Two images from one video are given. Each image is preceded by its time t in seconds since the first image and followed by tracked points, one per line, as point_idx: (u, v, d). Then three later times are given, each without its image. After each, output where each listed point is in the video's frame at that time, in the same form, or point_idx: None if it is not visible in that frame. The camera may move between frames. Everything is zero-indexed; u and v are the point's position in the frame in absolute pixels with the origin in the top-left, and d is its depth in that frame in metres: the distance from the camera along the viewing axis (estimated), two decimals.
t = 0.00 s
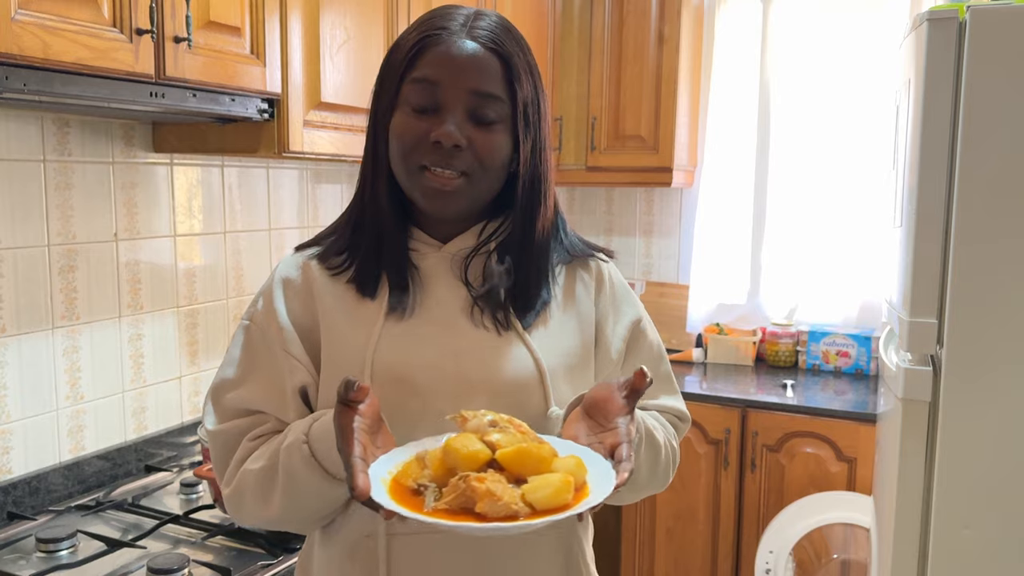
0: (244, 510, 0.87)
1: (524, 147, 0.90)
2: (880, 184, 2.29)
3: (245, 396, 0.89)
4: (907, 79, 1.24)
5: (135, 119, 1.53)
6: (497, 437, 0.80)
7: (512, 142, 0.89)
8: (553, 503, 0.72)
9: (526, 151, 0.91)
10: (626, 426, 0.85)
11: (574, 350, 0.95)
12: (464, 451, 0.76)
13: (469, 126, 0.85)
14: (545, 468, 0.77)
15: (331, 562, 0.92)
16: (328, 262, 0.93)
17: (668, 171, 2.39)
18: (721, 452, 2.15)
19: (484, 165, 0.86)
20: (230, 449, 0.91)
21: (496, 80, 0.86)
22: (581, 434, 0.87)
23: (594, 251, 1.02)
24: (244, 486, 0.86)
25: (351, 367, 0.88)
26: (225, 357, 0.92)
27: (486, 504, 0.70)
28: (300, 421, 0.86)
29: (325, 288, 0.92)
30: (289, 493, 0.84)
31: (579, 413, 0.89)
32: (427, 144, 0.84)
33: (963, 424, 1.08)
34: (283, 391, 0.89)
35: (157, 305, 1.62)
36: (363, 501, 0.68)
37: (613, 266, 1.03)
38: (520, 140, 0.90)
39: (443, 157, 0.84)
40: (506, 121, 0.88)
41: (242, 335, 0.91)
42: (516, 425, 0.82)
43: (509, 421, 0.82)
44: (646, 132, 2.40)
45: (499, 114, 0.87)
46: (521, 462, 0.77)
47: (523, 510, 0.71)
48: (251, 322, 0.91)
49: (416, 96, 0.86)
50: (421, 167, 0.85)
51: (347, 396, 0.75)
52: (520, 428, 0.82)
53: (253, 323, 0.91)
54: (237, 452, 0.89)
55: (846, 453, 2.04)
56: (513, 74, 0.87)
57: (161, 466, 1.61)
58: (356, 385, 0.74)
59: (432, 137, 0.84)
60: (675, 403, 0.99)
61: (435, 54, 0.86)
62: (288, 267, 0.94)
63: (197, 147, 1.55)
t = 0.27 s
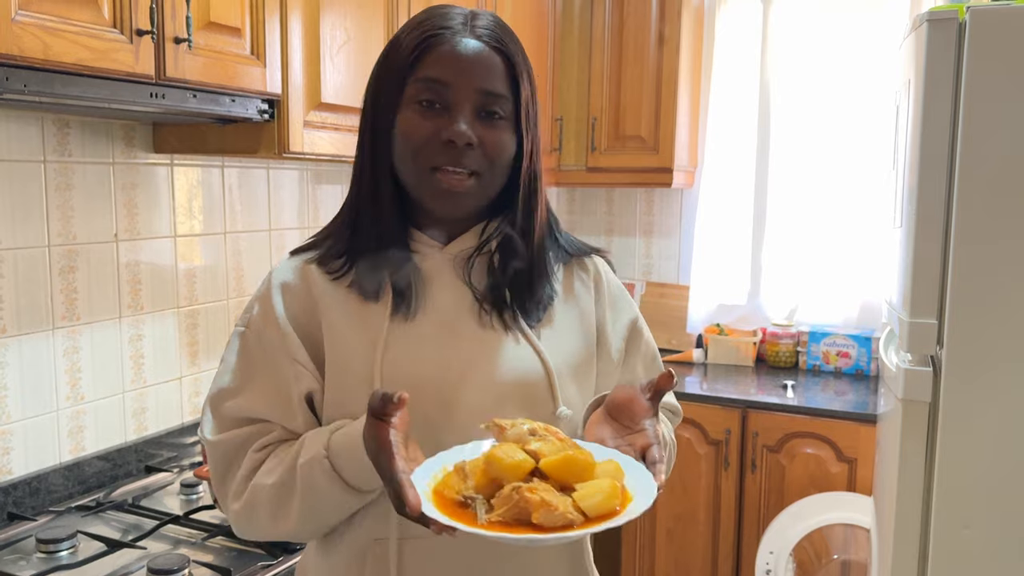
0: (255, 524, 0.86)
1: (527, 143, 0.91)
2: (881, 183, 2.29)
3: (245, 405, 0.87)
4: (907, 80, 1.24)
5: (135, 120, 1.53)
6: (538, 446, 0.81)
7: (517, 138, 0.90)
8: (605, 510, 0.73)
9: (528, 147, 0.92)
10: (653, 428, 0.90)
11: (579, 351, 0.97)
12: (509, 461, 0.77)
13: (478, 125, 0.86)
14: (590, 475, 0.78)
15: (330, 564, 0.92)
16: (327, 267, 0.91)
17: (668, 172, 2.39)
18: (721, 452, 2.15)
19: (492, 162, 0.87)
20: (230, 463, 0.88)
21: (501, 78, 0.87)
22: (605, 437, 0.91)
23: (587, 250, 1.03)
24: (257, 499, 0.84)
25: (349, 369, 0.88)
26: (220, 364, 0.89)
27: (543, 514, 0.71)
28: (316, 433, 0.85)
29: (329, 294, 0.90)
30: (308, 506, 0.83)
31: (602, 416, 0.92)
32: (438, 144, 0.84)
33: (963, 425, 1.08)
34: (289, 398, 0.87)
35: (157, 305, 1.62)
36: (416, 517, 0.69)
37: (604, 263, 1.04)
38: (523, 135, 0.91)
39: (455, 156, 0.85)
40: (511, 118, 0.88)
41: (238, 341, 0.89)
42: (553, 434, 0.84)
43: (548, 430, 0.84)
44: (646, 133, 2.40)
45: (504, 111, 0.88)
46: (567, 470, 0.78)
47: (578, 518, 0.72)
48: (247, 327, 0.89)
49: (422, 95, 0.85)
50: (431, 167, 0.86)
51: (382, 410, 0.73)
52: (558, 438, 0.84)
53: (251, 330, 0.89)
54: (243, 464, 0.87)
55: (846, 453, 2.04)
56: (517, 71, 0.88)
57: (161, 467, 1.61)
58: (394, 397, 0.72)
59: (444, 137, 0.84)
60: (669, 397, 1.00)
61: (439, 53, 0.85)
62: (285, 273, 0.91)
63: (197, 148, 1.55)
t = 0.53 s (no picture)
0: (261, 532, 0.85)
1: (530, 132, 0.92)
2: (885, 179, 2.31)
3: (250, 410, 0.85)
4: (908, 81, 1.24)
5: (136, 121, 1.53)
6: (562, 458, 0.83)
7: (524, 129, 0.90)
8: (634, 522, 0.76)
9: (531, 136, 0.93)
10: (668, 437, 0.94)
11: (585, 354, 0.99)
12: (537, 475, 0.79)
13: (493, 122, 0.86)
14: (615, 487, 0.81)
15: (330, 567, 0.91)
16: (336, 276, 0.89)
17: (668, 173, 2.39)
18: (722, 453, 2.15)
19: (512, 157, 0.88)
20: (235, 467, 0.87)
21: (502, 70, 0.87)
22: (622, 445, 0.94)
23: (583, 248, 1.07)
24: (265, 509, 0.84)
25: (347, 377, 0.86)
26: (222, 369, 0.87)
27: (576, 528, 0.73)
28: (328, 443, 0.84)
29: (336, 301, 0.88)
30: (320, 516, 0.83)
31: (618, 425, 0.96)
32: (463, 147, 0.84)
33: (964, 426, 1.08)
34: (294, 406, 0.86)
35: (158, 306, 1.62)
36: (445, 531, 0.70)
37: (604, 265, 1.07)
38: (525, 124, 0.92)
39: (482, 156, 0.84)
40: (516, 110, 0.89)
41: (240, 344, 0.87)
42: (575, 446, 0.86)
43: (570, 442, 0.86)
44: (647, 134, 2.40)
45: (510, 104, 0.88)
46: (593, 482, 0.81)
47: (609, 531, 0.74)
48: (249, 331, 0.87)
49: (432, 100, 0.84)
50: (459, 171, 0.85)
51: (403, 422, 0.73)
52: (580, 449, 0.86)
53: (253, 334, 0.86)
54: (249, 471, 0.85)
55: (847, 454, 2.04)
56: (512, 62, 0.89)
57: (161, 468, 1.61)
58: (419, 409, 0.71)
59: (468, 138, 0.84)
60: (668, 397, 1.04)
61: (441, 55, 0.84)
62: (290, 280, 0.88)
63: (198, 149, 1.55)
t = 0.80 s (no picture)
0: (270, 541, 0.85)
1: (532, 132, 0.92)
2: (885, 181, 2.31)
3: (255, 415, 0.86)
4: (908, 82, 1.24)
5: (136, 122, 1.54)
6: (578, 477, 0.84)
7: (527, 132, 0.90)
8: (652, 541, 0.77)
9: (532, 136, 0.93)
10: (680, 453, 0.95)
11: (592, 358, 0.99)
12: (554, 494, 0.80)
13: (495, 130, 0.86)
14: (631, 505, 0.82)
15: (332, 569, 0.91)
16: (342, 284, 0.89)
17: (668, 173, 2.39)
18: (722, 454, 2.15)
19: (515, 162, 0.88)
20: (242, 473, 0.86)
21: (504, 75, 0.87)
22: (633, 460, 0.95)
23: (586, 249, 1.08)
24: (274, 520, 0.84)
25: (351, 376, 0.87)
26: (226, 375, 0.87)
27: (597, 548, 0.74)
28: (338, 456, 0.84)
29: (342, 306, 0.88)
30: (330, 528, 0.83)
31: (627, 439, 0.97)
32: (466, 159, 0.84)
33: (964, 427, 1.08)
34: (301, 413, 0.86)
35: (158, 307, 1.62)
36: (467, 554, 0.69)
37: (607, 267, 1.08)
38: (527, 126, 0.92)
39: (484, 168, 0.85)
40: (518, 113, 0.89)
41: (243, 349, 0.87)
42: (590, 463, 0.87)
43: (584, 459, 0.86)
44: (647, 134, 2.40)
45: (512, 108, 0.88)
46: (610, 501, 0.81)
47: (628, 551, 0.76)
48: (252, 336, 0.87)
49: (433, 111, 0.84)
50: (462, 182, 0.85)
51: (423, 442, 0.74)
52: (594, 466, 0.86)
53: (257, 338, 0.87)
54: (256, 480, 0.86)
55: (847, 454, 2.04)
56: (513, 65, 0.88)
57: (162, 468, 1.61)
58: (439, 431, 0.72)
59: (471, 151, 0.84)
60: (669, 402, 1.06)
61: (442, 63, 0.83)
62: (295, 287, 0.88)
63: (198, 150, 1.55)
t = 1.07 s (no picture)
0: (271, 547, 0.86)
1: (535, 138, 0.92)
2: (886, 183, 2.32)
3: (253, 421, 0.86)
4: (908, 83, 1.24)
5: (137, 122, 1.54)
6: (579, 488, 0.84)
7: (530, 137, 0.90)
8: (652, 552, 0.77)
9: (535, 141, 0.92)
10: (682, 462, 0.95)
11: (594, 359, 0.99)
12: (555, 505, 0.80)
13: (498, 134, 0.86)
14: (633, 516, 0.82)
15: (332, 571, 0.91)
16: (343, 287, 0.88)
17: (668, 174, 2.40)
18: (722, 454, 2.15)
19: (517, 167, 0.88)
20: (243, 477, 0.87)
21: (508, 79, 0.87)
22: (632, 468, 0.96)
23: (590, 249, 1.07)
24: (275, 526, 0.84)
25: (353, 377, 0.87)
26: (228, 378, 0.87)
27: (597, 560, 0.75)
28: (340, 462, 0.84)
29: (342, 310, 0.88)
30: (330, 535, 0.83)
31: (627, 446, 0.98)
32: (466, 162, 0.84)
33: (964, 427, 1.08)
34: (303, 418, 0.86)
35: (159, 307, 1.62)
36: (467, 565, 0.70)
37: (608, 267, 1.08)
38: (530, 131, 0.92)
39: (485, 172, 0.85)
40: (522, 118, 0.89)
41: (244, 352, 0.87)
42: (591, 472, 0.87)
43: (585, 469, 0.86)
44: (647, 135, 2.40)
45: (516, 113, 0.88)
46: (611, 511, 0.82)
47: (628, 563, 0.76)
48: (253, 339, 0.87)
49: (436, 114, 0.84)
50: (463, 185, 0.85)
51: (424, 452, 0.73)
52: (595, 476, 0.87)
53: (258, 342, 0.86)
54: (258, 485, 0.86)
55: (848, 455, 2.04)
56: (518, 69, 0.88)
57: (163, 469, 1.61)
58: (439, 442, 0.72)
59: (472, 154, 0.84)
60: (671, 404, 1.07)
61: (446, 66, 0.84)
62: (295, 290, 0.88)
63: (199, 150, 1.55)
